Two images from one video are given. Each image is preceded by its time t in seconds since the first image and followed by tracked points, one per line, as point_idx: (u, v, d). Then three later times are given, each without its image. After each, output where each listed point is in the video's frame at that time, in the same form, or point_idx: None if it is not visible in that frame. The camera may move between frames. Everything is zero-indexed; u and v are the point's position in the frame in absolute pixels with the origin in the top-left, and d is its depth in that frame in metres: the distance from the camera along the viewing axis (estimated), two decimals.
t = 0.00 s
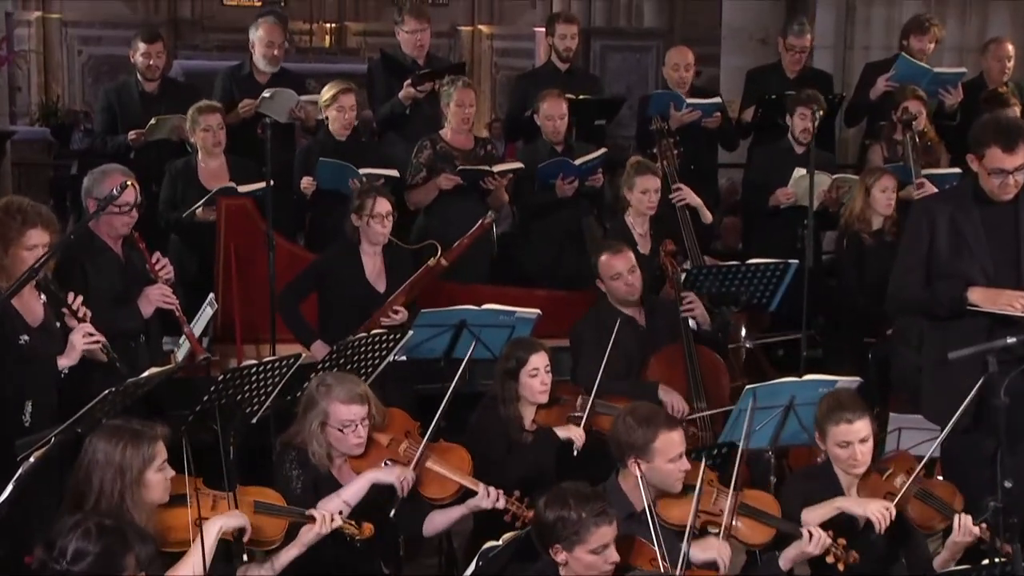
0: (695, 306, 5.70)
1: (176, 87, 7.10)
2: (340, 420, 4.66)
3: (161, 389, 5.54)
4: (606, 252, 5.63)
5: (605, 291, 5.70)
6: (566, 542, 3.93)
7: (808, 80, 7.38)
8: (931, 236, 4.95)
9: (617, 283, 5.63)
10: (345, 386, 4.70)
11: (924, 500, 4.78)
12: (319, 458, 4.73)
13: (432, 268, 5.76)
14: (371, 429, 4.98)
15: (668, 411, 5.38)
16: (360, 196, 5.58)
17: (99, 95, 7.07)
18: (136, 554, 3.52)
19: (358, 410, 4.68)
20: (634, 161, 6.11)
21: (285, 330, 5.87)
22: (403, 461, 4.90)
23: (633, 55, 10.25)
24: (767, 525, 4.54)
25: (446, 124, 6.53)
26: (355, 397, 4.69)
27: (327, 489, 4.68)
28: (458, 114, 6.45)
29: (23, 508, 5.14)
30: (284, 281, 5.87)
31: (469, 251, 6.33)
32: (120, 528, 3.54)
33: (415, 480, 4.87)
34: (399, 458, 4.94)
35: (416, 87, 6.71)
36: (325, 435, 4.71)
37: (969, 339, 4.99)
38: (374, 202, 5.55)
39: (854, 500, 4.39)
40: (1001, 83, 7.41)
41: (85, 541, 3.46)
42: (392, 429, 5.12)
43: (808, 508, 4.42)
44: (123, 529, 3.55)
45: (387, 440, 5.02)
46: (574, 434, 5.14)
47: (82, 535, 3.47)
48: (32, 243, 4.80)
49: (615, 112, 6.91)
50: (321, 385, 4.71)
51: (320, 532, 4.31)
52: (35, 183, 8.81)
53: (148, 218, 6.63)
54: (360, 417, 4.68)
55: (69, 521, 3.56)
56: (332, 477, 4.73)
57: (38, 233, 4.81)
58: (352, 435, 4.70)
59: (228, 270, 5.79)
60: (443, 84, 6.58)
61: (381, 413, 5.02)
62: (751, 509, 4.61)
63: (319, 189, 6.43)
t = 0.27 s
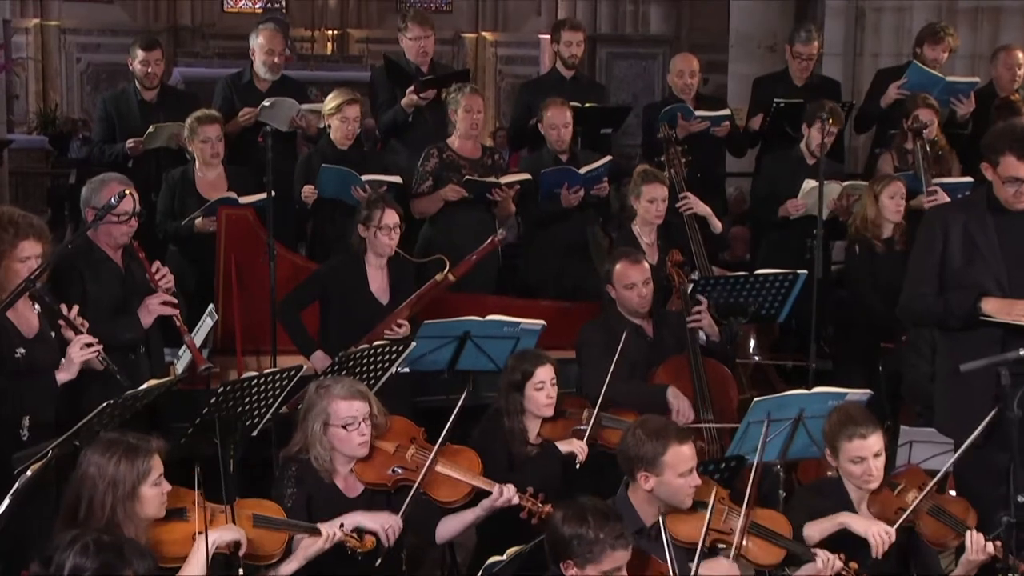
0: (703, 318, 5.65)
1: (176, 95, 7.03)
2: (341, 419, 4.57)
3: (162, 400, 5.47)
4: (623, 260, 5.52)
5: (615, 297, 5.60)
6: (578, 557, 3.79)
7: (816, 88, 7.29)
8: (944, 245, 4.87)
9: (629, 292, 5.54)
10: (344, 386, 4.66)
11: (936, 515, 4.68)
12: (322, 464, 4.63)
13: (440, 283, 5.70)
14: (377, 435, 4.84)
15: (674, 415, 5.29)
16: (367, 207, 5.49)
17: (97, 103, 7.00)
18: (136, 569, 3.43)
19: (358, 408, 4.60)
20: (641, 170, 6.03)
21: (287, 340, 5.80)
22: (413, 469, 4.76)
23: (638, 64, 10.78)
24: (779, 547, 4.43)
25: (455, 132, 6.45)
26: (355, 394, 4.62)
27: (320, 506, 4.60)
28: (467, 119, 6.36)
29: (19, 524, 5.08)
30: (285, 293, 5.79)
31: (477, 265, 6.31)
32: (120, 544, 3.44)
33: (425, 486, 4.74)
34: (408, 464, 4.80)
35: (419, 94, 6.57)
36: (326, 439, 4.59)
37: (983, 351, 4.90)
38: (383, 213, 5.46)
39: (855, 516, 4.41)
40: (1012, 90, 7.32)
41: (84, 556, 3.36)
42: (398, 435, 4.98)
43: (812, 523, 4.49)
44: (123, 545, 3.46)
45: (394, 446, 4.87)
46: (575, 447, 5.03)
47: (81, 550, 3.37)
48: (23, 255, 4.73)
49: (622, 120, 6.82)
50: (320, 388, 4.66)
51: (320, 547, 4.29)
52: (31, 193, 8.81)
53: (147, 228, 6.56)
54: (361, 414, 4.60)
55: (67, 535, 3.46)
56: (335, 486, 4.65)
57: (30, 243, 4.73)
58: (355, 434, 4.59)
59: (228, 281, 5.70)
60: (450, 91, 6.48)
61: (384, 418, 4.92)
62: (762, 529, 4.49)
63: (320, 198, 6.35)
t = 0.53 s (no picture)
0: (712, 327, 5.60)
1: (174, 103, 6.95)
2: (345, 434, 4.45)
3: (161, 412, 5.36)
4: (642, 277, 5.40)
5: (630, 311, 5.49)
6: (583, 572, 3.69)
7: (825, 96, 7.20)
8: (960, 256, 4.77)
9: (646, 309, 5.43)
10: (353, 400, 4.51)
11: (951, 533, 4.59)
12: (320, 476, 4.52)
13: (448, 299, 5.58)
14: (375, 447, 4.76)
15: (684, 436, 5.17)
16: (378, 217, 5.40)
17: (94, 112, 6.92)
18: None
19: (364, 425, 4.48)
20: (651, 180, 5.93)
21: (288, 353, 5.71)
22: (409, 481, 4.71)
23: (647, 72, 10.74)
24: (790, 566, 4.38)
25: (463, 138, 6.33)
26: (362, 411, 4.49)
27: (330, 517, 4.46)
28: (475, 123, 6.22)
29: (14, 541, 4.98)
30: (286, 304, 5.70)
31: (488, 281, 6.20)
32: (108, 559, 3.35)
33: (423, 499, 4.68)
34: (405, 478, 4.74)
35: (423, 102, 6.47)
36: (325, 451, 4.49)
37: (1000, 363, 4.79)
38: (396, 225, 5.37)
39: (884, 534, 4.23)
40: None
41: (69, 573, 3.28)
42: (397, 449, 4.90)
43: (834, 543, 4.33)
44: (112, 560, 3.36)
45: (393, 459, 4.80)
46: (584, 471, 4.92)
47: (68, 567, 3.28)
48: (12, 266, 4.63)
49: (629, 128, 6.72)
50: (328, 398, 4.51)
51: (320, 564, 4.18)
52: (28, 203, 8.70)
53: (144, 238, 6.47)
54: (366, 432, 4.48)
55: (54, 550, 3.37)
56: (335, 499, 4.53)
57: (18, 253, 4.64)
58: (356, 451, 4.48)
59: (228, 292, 5.59)
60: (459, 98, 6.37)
61: (386, 431, 4.81)
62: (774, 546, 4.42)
63: (322, 208, 6.26)
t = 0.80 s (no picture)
0: (722, 344, 5.47)
1: (175, 109, 6.86)
2: (355, 455, 4.35)
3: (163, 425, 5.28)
4: (656, 293, 5.26)
5: (641, 325, 5.38)
6: None
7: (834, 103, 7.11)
8: (974, 264, 4.60)
9: (657, 327, 5.33)
10: (363, 419, 4.40)
11: (965, 551, 4.47)
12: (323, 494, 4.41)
13: (457, 316, 5.47)
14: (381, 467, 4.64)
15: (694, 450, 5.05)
16: (387, 228, 5.28)
17: (93, 117, 6.84)
18: None
19: (374, 448, 4.38)
20: (664, 192, 5.82)
21: (289, 364, 5.62)
22: (414, 503, 4.59)
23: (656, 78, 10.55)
24: None
25: (473, 147, 6.23)
26: (372, 432, 4.38)
27: (324, 544, 4.39)
28: (484, 131, 6.13)
29: (13, 555, 4.89)
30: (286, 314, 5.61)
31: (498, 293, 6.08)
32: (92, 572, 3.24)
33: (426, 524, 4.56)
34: (409, 499, 4.61)
35: (428, 107, 6.35)
36: (333, 471, 4.37)
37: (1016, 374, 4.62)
38: (405, 238, 5.25)
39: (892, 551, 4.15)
40: None
41: None
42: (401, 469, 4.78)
43: (841, 562, 4.22)
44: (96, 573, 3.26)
45: (397, 480, 4.68)
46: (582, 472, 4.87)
47: None
48: None
49: (637, 135, 6.62)
50: (337, 417, 4.39)
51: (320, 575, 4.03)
52: (26, 211, 8.59)
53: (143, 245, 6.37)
54: (376, 454, 4.38)
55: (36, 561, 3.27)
56: (336, 516, 4.43)
57: (4, 257, 4.55)
58: (364, 472, 4.38)
59: (227, 303, 5.51)
60: (466, 104, 6.29)
61: (391, 451, 4.70)
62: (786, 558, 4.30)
63: (324, 215, 6.18)
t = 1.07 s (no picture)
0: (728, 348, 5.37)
1: (175, 111, 6.79)
2: (351, 455, 4.26)
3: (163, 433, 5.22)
4: (667, 303, 5.21)
5: (649, 333, 5.32)
6: None
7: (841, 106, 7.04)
8: (986, 271, 4.46)
9: (665, 335, 5.27)
10: (356, 419, 4.33)
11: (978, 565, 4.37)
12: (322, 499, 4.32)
13: (463, 327, 5.39)
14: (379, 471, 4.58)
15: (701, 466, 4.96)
16: (392, 235, 5.21)
17: (92, 120, 6.77)
18: None
19: (370, 446, 4.30)
20: (672, 201, 5.74)
21: (289, 372, 5.55)
22: (415, 507, 4.54)
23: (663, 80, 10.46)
24: None
25: (480, 151, 6.16)
26: (367, 431, 4.31)
27: (330, 550, 4.29)
28: (491, 135, 6.05)
29: (11, 564, 4.79)
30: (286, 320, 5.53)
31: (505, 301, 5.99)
32: None
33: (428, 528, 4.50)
34: (411, 503, 4.56)
35: (431, 110, 6.26)
36: (330, 474, 4.28)
37: None
38: (410, 245, 5.17)
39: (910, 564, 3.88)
40: None
41: None
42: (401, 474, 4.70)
43: None
44: None
45: (397, 484, 4.62)
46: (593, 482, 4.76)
47: None
48: None
49: (643, 140, 6.51)
50: (330, 420, 4.32)
51: None
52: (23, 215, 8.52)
53: (142, 250, 6.28)
54: (372, 452, 4.30)
55: None
56: (336, 522, 4.33)
57: None
58: (362, 473, 4.29)
59: (228, 309, 5.44)
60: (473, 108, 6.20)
61: (390, 455, 4.62)
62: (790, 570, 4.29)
63: (323, 219, 6.10)
